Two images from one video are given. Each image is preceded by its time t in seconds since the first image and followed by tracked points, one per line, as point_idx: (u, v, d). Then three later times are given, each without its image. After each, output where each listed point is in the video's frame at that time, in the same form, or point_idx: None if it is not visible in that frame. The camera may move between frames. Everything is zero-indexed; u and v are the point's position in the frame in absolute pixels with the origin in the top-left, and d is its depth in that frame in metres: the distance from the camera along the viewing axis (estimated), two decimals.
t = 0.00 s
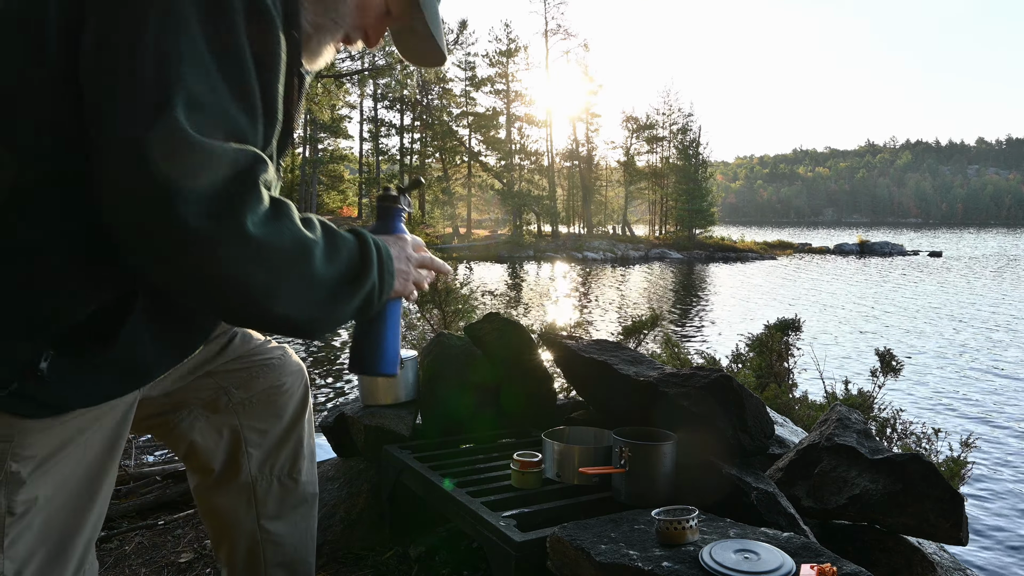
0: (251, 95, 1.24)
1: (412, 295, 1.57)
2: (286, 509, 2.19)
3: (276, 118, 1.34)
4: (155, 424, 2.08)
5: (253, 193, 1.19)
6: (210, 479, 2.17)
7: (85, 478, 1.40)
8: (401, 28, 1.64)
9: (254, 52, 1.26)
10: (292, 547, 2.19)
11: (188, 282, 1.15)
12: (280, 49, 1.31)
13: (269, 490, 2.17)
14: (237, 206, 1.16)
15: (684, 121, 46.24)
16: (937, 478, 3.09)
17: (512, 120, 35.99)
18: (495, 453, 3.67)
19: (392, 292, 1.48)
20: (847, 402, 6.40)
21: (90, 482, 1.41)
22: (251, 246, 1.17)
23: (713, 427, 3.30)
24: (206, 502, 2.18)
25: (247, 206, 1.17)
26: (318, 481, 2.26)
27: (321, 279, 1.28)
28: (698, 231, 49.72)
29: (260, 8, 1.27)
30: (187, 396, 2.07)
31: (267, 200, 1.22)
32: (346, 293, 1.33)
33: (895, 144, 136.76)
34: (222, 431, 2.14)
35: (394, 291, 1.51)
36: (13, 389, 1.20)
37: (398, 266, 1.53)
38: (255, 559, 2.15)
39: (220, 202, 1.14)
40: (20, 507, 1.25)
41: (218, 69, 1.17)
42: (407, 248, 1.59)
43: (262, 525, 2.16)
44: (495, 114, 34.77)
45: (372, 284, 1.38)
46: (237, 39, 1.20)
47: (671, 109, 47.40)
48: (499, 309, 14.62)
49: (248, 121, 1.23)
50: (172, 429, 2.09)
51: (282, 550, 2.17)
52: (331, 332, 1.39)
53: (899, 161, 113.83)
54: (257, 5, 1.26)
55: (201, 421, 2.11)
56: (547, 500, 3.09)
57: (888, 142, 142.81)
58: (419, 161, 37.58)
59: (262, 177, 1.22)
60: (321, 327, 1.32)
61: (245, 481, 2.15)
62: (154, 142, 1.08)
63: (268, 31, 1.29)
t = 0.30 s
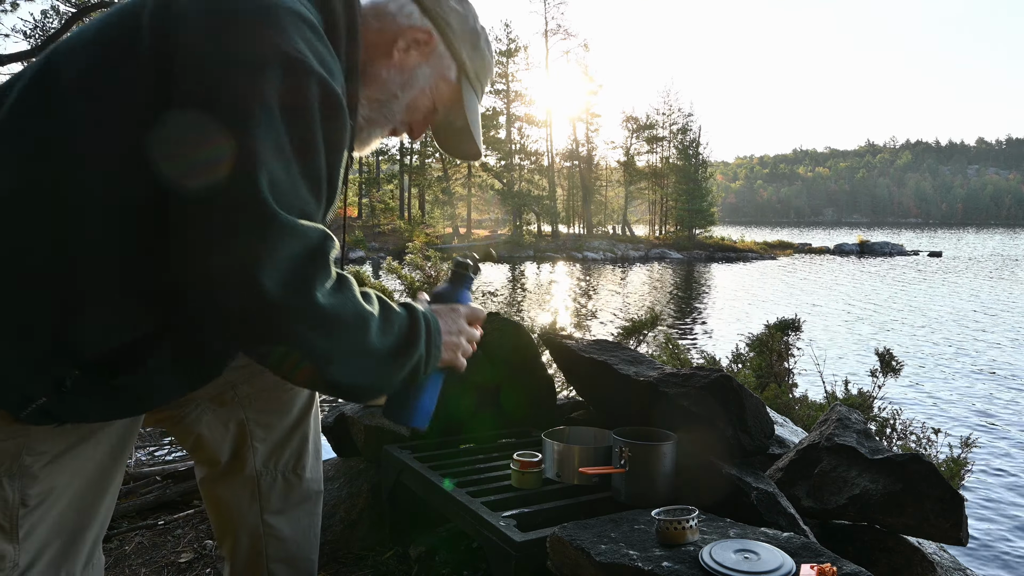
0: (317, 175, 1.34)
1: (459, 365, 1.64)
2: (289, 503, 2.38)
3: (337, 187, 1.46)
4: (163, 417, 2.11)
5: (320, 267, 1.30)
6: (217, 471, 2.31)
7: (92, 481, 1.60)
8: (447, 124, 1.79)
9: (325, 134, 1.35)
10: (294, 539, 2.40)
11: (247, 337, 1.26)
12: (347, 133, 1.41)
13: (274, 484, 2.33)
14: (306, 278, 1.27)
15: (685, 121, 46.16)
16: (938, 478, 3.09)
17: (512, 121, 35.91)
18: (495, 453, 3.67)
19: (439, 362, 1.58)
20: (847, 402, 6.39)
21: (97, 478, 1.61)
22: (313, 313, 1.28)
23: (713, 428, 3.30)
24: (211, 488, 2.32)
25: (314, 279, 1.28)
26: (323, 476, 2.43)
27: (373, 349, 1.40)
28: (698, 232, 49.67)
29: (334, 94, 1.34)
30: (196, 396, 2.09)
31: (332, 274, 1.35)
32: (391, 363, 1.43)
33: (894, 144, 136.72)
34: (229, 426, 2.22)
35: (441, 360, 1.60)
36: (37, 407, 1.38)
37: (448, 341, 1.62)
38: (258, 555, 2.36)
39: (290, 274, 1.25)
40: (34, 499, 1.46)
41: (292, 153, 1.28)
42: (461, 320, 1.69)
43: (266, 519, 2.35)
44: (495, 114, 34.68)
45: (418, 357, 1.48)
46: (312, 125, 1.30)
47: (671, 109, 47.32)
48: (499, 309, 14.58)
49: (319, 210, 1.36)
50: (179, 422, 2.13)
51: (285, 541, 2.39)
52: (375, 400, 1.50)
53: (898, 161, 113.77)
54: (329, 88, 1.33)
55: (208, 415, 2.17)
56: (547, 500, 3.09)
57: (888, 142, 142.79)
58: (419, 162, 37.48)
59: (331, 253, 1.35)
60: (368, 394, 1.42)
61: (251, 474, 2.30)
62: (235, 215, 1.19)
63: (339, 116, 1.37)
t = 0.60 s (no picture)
0: (366, 217, 1.37)
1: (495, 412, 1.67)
2: (299, 500, 2.51)
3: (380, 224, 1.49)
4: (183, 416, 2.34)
5: (376, 302, 1.31)
6: (232, 467, 2.50)
7: (112, 479, 1.56)
8: (469, 172, 1.94)
9: (372, 183, 1.38)
10: (303, 536, 2.53)
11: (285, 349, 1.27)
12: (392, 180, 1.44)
13: (284, 482, 2.48)
14: (362, 312, 1.28)
15: (685, 121, 46.16)
16: (937, 478, 3.09)
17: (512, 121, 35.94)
18: (495, 454, 3.67)
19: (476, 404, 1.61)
20: (847, 402, 6.39)
21: (116, 473, 1.56)
22: (368, 346, 1.28)
23: (712, 428, 3.30)
24: (226, 484, 2.51)
25: (369, 313, 1.29)
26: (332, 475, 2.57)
27: (416, 385, 1.39)
28: (698, 231, 49.71)
29: (383, 145, 1.38)
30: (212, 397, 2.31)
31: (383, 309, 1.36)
32: (432, 401, 1.44)
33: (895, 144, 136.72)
34: (242, 424, 2.41)
35: (478, 404, 1.64)
36: (68, 413, 1.35)
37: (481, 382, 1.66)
38: (268, 550, 2.49)
39: (348, 308, 1.26)
40: (56, 495, 1.42)
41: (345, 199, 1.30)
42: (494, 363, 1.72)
43: (277, 516, 2.48)
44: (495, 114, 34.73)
45: (456, 399, 1.48)
46: (363, 175, 1.33)
47: (671, 109, 47.33)
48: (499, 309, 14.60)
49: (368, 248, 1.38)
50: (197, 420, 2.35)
51: (294, 538, 2.51)
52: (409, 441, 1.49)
53: (898, 161, 113.74)
54: (379, 140, 1.36)
55: (223, 415, 2.38)
56: (547, 500, 3.09)
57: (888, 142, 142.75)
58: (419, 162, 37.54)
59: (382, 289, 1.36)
60: (408, 431, 1.41)
61: (262, 472, 2.46)
62: (298, 250, 1.21)
63: (385, 165, 1.40)
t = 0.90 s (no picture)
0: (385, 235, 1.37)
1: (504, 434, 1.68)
2: (302, 500, 2.52)
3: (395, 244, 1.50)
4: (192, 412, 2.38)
5: (398, 320, 1.33)
6: (237, 466, 2.52)
7: (117, 481, 1.54)
8: (473, 191, 1.95)
9: (390, 206, 1.38)
10: (306, 537, 2.53)
11: (286, 350, 1.28)
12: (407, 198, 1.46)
13: (288, 481, 2.50)
14: (388, 328, 1.29)
15: (685, 121, 46.18)
16: (937, 478, 3.09)
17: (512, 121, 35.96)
18: (495, 454, 3.67)
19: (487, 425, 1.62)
20: (847, 402, 6.39)
21: (123, 473, 1.56)
22: (394, 363, 1.29)
23: (712, 427, 3.30)
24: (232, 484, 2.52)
25: (394, 331, 1.30)
26: (336, 476, 2.59)
27: (436, 403, 1.40)
28: (698, 231, 49.72)
29: (401, 167, 1.38)
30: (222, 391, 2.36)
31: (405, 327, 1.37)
32: (449, 420, 1.45)
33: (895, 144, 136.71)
34: (249, 421, 2.45)
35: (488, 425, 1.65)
36: (79, 419, 1.35)
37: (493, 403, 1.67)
38: (272, 551, 2.49)
39: (374, 324, 1.27)
40: (65, 496, 1.41)
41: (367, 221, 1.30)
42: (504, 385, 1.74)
43: (281, 516, 2.49)
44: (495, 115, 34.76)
45: (470, 420, 1.50)
46: (383, 200, 1.33)
47: (671, 109, 47.36)
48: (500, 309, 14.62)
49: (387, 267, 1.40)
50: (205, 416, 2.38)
51: (297, 540, 2.51)
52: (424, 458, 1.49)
53: (898, 161, 113.74)
54: (397, 163, 1.36)
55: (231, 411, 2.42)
56: (548, 500, 3.09)
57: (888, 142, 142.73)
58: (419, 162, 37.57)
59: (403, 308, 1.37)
60: (428, 449, 1.41)
61: (267, 471, 2.48)
62: (326, 268, 1.20)
63: (400, 189, 1.41)
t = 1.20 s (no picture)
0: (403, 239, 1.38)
1: (520, 432, 1.75)
2: (303, 501, 2.53)
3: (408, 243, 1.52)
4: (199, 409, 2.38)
5: (419, 322, 1.35)
6: (240, 465, 2.51)
7: (120, 480, 1.53)
8: (474, 206, 1.94)
9: (407, 213, 1.40)
10: (307, 540, 2.54)
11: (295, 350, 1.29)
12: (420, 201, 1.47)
13: (291, 481, 2.51)
14: (408, 329, 1.31)
15: (685, 121, 46.14)
16: (937, 478, 3.09)
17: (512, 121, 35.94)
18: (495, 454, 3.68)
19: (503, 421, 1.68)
20: (847, 403, 6.39)
21: (130, 472, 1.56)
22: (417, 362, 1.32)
23: (712, 428, 3.30)
24: (235, 484, 2.52)
25: (415, 332, 1.33)
26: (337, 478, 2.61)
27: (454, 401, 1.43)
28: (698, 231, 49.70)
29: (414, 174, 1.40)
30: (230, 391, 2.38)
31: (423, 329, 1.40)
32: (466, 417, 1.47)
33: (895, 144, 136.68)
34: (253, 420, 2.46)
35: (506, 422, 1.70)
36: (88, 420, 1.35)
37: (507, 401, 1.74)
38: (273, 550, 2.48)
39: (397, 326, 1.29)
40: (71, 494, 1.41)
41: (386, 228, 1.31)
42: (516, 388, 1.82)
43: (282, 516, 2.48)
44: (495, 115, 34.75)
45: (486, 417, 1.53)
46: (400, 205, 1.34)
47: (671, 109, 47.30)
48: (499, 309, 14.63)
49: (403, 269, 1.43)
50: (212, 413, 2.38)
51: (297, 542, 2.51)
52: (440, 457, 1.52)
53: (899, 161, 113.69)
54: (412, 172, 1.38)
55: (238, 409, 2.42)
56: (548, 500, 3.09)
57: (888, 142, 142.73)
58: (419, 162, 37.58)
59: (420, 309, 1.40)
60: (447, 446, 1.44)
61: (270, 471, 2.49)
62: (350, 273, 1.21)
63: (415, 196, 1.42)
